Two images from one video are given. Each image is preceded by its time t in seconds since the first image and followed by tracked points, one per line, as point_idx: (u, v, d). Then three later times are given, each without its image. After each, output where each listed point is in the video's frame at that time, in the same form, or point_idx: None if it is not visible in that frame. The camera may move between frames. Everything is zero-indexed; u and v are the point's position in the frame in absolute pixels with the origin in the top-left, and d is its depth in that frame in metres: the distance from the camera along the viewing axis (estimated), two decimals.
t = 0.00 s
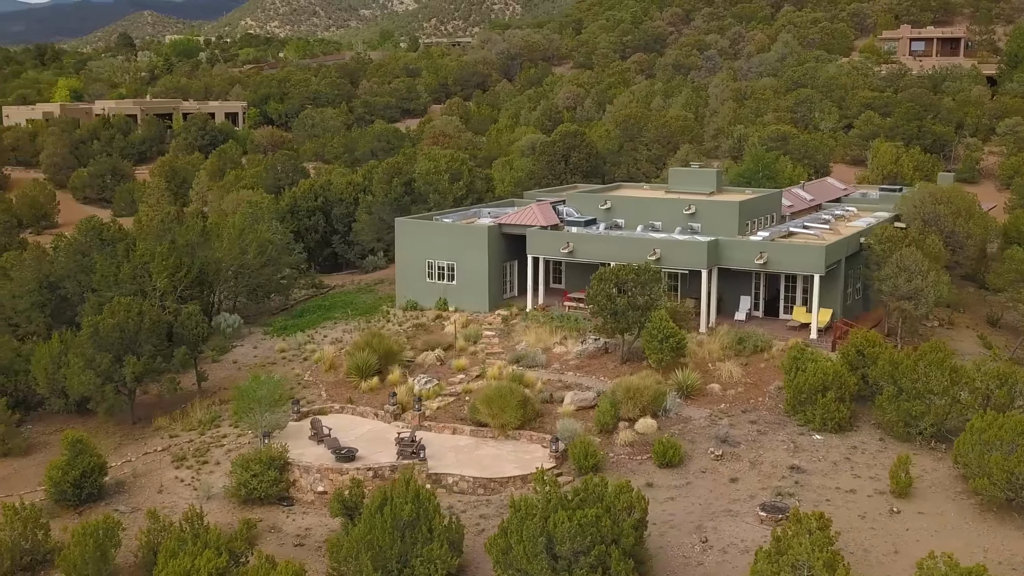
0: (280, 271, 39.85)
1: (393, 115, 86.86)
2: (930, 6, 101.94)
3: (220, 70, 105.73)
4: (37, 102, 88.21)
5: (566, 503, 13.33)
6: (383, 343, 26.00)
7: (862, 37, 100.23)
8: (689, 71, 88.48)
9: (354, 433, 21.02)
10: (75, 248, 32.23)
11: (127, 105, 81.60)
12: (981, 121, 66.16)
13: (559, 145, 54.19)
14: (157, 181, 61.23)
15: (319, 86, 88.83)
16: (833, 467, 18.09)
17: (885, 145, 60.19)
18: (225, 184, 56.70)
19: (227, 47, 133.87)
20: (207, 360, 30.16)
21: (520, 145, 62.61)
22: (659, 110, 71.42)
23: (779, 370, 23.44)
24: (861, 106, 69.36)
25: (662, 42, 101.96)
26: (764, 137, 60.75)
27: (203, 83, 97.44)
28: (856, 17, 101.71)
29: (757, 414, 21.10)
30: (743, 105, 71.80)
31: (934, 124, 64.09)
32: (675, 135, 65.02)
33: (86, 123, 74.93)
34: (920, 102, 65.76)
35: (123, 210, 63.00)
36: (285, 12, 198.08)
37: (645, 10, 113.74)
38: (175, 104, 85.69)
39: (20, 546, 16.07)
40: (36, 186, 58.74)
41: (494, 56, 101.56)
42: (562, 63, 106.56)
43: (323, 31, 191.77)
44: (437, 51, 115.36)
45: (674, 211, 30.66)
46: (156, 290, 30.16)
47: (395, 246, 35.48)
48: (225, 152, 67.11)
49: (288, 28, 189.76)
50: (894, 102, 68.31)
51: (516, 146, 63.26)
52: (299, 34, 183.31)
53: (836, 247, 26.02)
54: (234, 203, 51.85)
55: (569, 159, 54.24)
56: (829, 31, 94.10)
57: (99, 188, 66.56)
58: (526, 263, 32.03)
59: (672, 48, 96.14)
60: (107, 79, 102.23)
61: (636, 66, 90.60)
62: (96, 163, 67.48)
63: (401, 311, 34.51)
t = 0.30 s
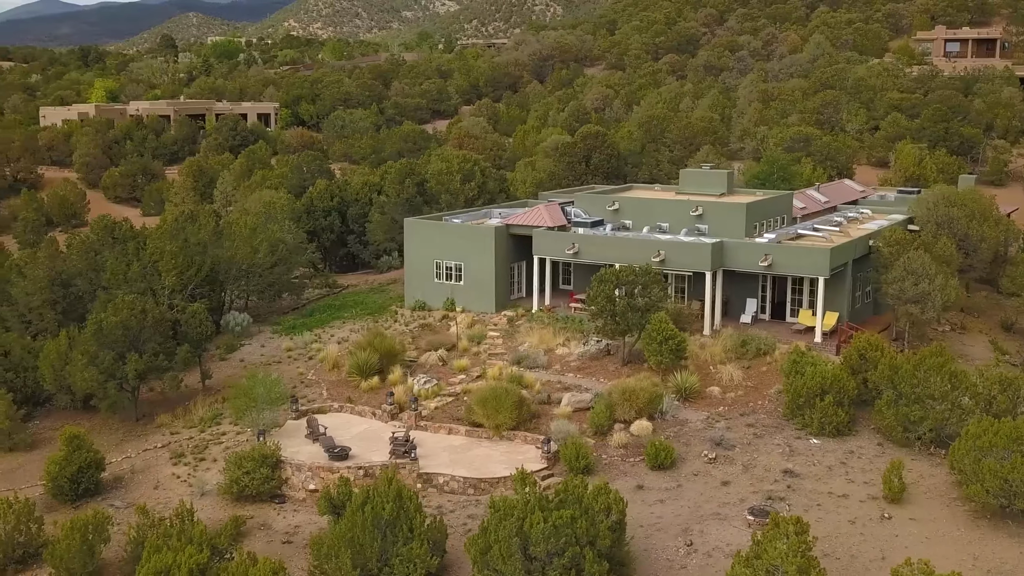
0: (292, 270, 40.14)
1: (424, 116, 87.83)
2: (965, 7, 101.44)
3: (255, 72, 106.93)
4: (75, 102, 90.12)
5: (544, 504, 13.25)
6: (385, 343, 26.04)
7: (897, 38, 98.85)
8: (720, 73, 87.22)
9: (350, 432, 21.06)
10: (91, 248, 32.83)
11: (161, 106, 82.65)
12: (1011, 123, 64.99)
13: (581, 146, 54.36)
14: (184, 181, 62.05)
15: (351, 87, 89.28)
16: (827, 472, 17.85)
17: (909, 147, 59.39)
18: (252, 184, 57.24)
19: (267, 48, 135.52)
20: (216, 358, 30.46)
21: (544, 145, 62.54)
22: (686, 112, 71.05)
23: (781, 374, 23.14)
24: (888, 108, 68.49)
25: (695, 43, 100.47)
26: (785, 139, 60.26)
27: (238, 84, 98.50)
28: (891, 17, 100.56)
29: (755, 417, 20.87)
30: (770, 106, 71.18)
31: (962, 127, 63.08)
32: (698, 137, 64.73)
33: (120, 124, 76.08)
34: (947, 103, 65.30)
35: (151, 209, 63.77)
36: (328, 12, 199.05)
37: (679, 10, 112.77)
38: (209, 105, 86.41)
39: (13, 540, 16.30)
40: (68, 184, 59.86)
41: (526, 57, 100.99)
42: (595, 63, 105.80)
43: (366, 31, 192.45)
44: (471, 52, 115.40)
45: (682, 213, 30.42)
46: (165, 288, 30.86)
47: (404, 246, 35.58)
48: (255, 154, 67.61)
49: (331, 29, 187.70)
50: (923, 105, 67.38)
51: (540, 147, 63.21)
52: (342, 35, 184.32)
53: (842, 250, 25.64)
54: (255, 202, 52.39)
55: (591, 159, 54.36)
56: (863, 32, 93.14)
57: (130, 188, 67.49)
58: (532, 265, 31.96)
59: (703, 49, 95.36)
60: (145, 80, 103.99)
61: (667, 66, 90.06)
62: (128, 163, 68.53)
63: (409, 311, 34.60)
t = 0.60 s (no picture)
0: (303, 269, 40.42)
1: (452, 117, 87.81)
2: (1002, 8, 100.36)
3: (289, 73, 108.00)
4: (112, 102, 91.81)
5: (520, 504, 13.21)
6: (386, 343, 26.13)
7: (931, 38, 97.49)
8: (751, 73, 86.47)
9: (345, 430, 21.13)
10: (105, 247, 33.39)
11: (193, 106, 83.72)
12: None
13: (601, 146, 54.31)
14: (210, 181, 62.81)
15: (380, 88, 89.63)
16: (820, 476, 17.66)
17: (932, 149, 58.56)
18: (277, 184, 57.84)
19: (306, 49, 136.89)
20: (224, 356, 30.76)
21: (567, 146, 62.48)
22: (711, 113, 70.71)
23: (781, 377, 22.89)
24: (914, 109, 67.64)
25: (727, 44, 99.62)
26: (807, 140, 59.75)
27: (272, 84, 99.54)
28: (924, 18, 99.37)
29: (752, 420, 20.69)
30: (795, 108, 70.58)
31: (989, 128, 62.04)
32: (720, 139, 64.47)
33: (151, 125, 77.25)
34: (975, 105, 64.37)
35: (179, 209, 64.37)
36: (369, 15, 200.27)
37: (712, 10, 111.96)
38: (241, 107, 86.91)
39: (7, 533, 16.56)
40: (98, 184, 60.96)
41: (557, 58, 100.78)
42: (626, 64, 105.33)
43: (406, 32, 193.12)
44: (504, 52, 115.42)
45: (687, 214, 30.20)
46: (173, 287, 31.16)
47: (412, 246, 35.66)
48: (282, 154, 68.10)
49: (372, 31, 189.19)
50: (949, 106, 66.48)
51: (563, 148, 63.16)
52: (383, 36, 185.28)
53: (847, 252, 25.31)
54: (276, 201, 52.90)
55: (611, 160, 54.29)
56: (896, 33, 92.25)
57: (158, 187, 68.33)
58: (538, 265, 31.91)
59: (734, 50, 94.60)
60: (182, 80, 105.62)
61: (698, 67, 89.52)
62: (159, 162, 69.55)
63: (416, 311, 34.68)
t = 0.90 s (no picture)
0: (312, 268, 40.64)
1: (480, 118, 87.99)
2: None
3: (322, 74, 108.95)
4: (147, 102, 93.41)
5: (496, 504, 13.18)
6: (386, 342, 26.21)
7: (965, 39, 95.93)
8: (780, 74, 85.66)
9: (340, 429, 21.21)
10: (118, 246, 33.93)
11: (222, 106, 84.74)
12: None
13: (620, 147, 54.21)
14: (235, 181, 63.43)
15: (409, 89, 89.64)
16: (810, 479, 17.48)
17: (953, 151, 57.67)
18: (301, 183, 58.39)
19: (343, 51, 138.10)
20: (230, 355, 31.03)
21: (589, 147, 62.41)
22: (735, 115, 70.32)
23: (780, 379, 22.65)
24: (939, 111, 66.73)
25: (758, 44, 98.77)
26: (826, 141, 59.18)
27: (304, 85, 100.49)
28: (958, 18, 98.00)
29: (747, 423, 20.52)
30: (819, 108, 69.86)
31: (1016, 130, 60.89)
32: (741, 140, 64.18)
33: (182, 125, 78.15)
34: (1002, 107, 63.25)
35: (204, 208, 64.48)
36: (408, 16, 201.37)
37: (744, 10, 111.10)
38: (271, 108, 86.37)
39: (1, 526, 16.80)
40: (126, 183, 61.88)
41: (587, 59, 100.59)
42: (657, 65, 104.76)
43: (445, 34, 193.65)
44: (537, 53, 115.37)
45: (692, 215, 29.93)
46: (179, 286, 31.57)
47: (419, 245, 35.75)
48: (309, 154, 68.34)
49: (411, 32, 190.64)
50: (976, 107, 65.53)
51: (585, 149, 63.10)
52: (422, 37, 186.14)
53: (850, 254, 24.94)
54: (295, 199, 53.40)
55: (629, 161, 54.14)
56: (929, 33, 91.05)
57: (186, 186, 68.93)
58: (542, 266, 31.87)
59: (764, 51, 93.79)
60: (216, 81, 106.97)
61: (727, 68, 88.93)
62: (187, 161, 70.53)
63: (422, 311, 34.75)
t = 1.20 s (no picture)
0: (321, 268, 40.86)
1: (506, 119, 88.16)
2: None
3: (354, 75, 109.78)
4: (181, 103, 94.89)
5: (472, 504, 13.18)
6: (387, 342, 26.31)
7: (999, 39, 94.38)
8: (809, 75, 84.84)
9: (335, 427, 21.30)
10: (132, 247, 34.48)
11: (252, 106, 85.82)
12: None
13: (639, 147, 54.13)
14: (258, 181, 63.93)
15: (437, 91, 89.56)
16: (800, 483, 17.30)
17: (975, 153, 56.81)
18: (324, 183, 58.96)
19: (379, 53, 139.38)
20: (237, 353, 31.30)
21: (611, 147, 62.36)
22: (758, 116, 69.90)
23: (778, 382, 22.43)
24: (965, 112, 65.79)
25: (789, 45, 97.86)
26: (846, 142, 58.63)
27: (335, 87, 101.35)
28: (992, 19, 96.52)
29: (741, 425, 20.31)
30: (843, 109, 69.17)
31: None
32: (763, 140, 63.93)
33: (211, 125, 79.24)
34: None
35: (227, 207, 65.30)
36: (446, 17, 202.17)
37: (776, 11, 110.16)
38: (299, 108, 87.27)
39: None
40: (151, 182, 62.77)
41: (616, 60, 100.33)
42: (687, 66, 104.26)
43: (484, 35, 193.68)
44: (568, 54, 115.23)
45: (696, 216, 29.71)
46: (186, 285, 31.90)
47: (426, 246, 35.85)
48: (334, 155, 68.57)
49: (449, 34, 191.73)
50: (1003, 109, 64.55)
51: (607, 149, 63.04)
52: (459, 40, 186.65)
53: (853, 256, 24.63)
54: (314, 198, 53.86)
55: (648, 162, 54.00)
56: (961, 35, 89.77)
57: (213, 186, 69.66)
58: (547, 267, 31.83)
59: (794, 52, 92.97)
60: (250, 82, 108.31)
61: (757, 70, 88.35)
62: (214, 160, 71.51)
63: (428, 311, 34.85)
